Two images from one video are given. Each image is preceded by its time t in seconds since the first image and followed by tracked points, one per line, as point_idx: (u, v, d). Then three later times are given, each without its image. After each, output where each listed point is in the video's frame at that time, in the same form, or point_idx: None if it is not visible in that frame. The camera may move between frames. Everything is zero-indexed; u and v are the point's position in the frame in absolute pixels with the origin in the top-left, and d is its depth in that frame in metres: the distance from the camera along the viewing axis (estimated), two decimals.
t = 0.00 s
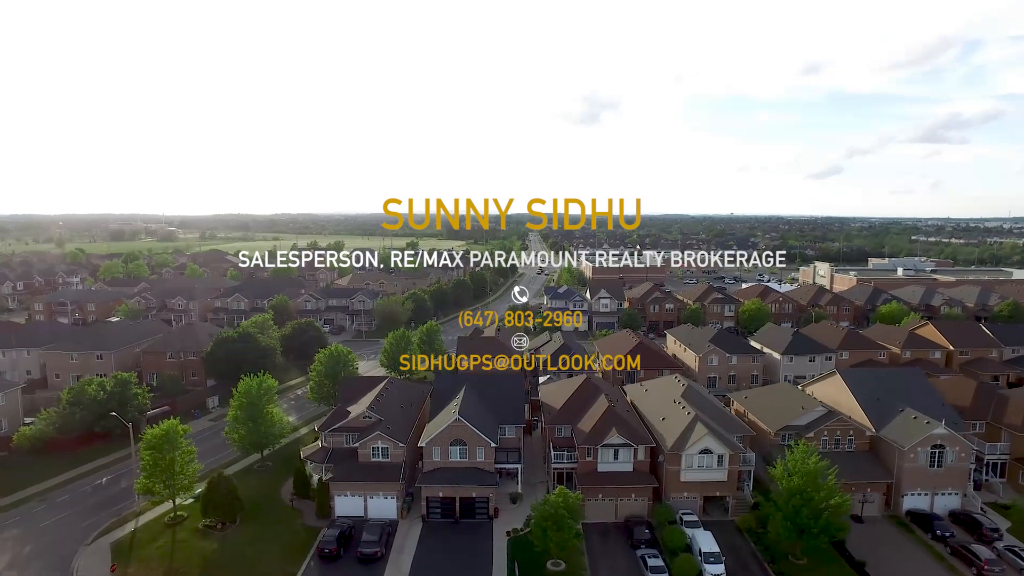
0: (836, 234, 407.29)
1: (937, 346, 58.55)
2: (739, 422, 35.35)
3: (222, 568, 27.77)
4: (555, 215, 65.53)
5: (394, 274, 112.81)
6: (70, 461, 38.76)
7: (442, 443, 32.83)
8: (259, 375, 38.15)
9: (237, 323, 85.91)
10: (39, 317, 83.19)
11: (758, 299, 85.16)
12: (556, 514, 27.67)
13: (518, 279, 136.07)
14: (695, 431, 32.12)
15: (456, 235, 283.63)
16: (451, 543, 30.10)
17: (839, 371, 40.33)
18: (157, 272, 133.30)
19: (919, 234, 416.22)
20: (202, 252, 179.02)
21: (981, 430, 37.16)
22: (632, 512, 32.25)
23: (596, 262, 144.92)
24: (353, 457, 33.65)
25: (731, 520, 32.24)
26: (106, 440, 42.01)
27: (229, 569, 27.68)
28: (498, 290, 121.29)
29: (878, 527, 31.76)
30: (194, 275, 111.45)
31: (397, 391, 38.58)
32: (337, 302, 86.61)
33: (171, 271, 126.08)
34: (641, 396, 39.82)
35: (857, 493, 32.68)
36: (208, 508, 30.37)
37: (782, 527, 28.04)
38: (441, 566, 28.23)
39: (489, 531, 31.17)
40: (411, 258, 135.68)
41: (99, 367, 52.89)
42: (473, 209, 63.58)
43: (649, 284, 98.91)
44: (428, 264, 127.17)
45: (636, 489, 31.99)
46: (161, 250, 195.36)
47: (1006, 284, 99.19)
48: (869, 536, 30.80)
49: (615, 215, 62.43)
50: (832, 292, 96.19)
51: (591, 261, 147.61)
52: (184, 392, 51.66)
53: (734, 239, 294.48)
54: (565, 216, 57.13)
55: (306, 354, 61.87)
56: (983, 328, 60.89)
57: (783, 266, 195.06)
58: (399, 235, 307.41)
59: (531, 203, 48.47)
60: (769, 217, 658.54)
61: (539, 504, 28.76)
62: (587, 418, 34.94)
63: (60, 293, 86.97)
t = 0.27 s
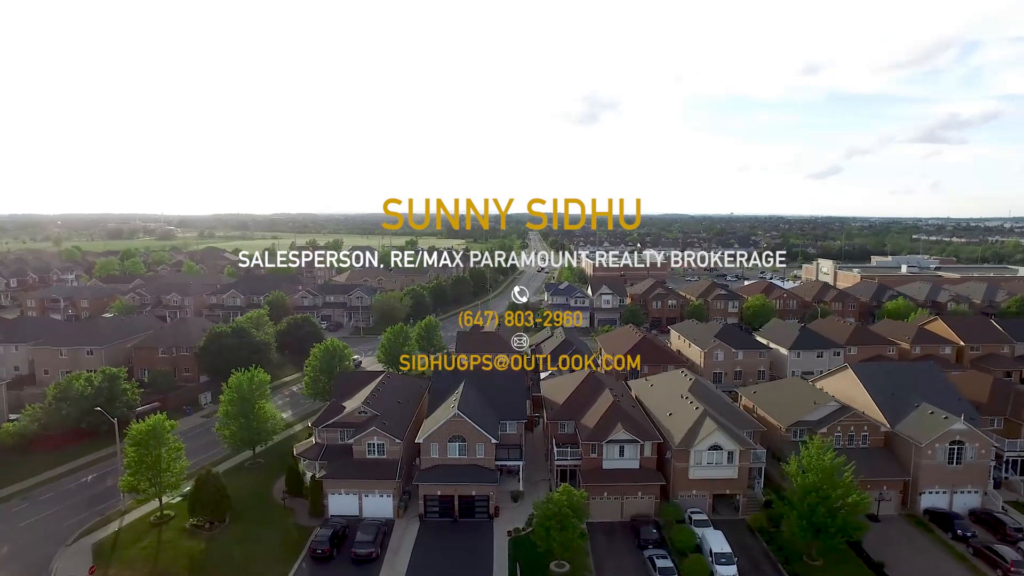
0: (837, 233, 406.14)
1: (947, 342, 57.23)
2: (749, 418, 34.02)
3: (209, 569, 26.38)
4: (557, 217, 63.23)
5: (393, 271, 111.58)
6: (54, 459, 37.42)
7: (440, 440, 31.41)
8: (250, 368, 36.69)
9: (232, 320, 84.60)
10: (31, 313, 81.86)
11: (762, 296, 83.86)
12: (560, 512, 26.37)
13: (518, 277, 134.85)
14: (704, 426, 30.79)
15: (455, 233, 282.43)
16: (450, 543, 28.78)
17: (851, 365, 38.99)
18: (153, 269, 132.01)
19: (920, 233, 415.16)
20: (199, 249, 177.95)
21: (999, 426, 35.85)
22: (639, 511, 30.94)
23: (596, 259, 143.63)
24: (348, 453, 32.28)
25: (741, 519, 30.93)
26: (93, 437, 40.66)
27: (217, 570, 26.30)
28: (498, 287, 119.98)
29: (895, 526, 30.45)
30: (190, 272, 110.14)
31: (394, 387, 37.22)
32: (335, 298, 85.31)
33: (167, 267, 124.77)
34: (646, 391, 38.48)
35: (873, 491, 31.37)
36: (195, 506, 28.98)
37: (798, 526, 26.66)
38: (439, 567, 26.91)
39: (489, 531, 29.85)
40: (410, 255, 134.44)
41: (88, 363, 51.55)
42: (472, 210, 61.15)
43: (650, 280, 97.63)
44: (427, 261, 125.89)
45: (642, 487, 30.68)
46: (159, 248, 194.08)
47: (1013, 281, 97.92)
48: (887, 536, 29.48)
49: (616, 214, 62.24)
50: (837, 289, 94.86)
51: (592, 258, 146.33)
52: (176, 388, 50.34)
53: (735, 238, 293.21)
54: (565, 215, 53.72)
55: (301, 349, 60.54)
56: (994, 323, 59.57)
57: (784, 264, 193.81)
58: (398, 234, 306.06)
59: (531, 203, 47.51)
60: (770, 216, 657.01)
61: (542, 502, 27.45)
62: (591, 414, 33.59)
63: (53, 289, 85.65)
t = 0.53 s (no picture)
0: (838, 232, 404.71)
1: (958, 337, 55.89)
2: (760, 412, 32.71)
3: (195, 570, 24.99)
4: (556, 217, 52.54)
5: (391, 268, 110.23)
6: (38, 456, 36.04)
7: (437, 435, 30.05)
8: (241, 361, 35.29)
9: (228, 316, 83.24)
10: (24, 309, 80.50)
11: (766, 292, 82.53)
12: (565, 510, 24.98)
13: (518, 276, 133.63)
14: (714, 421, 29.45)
15: (455, 232, 281.07)
16: (448, 543, 27.44)
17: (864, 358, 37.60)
18: (149, 266, 130.55)
19: (921, 232, 413.80)
20: (197, 247, 176.55)
21: (1019, 421, 34.53)
22: (646, 510, 29.60)
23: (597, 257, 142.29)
24: (342, 450, 30.92)
25: (753, 517, 29.60)
26: (79, 434, 39.26)
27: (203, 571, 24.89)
28: (498, 285, 118.63)
29: (914, 525, 29.12)
30: (186, 269, 108.83)
31: (390, 381, 35.89)
32: (332, 294, 83.98)
33: (163, 265, 123.41)
34: (652, 386, 37.15)
35: (890, 489, 30.04)
36: (180, 505, 27.56)
37: (815, 525, 25.27)
38: (436, 568, 25.58)
39: (490, 530, 28.51)
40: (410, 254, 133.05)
41: (77, 358, 50.17)
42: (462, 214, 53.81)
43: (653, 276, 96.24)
44: (426, 259, 124.52)
45: (650, 485, 29.34)
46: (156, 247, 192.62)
47: (1020, 278, 96.60)
48: (906, 535, 28.17)
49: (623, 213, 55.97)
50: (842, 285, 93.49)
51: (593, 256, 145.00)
52: (167, 384, 48.95)
53: (736, 237, 291.81)
54: (566, 216, 45.90)
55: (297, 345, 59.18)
56: (1005, 318, 58.24)
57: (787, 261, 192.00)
58: (398, 233, 304.62)
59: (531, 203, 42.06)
60: (771, 215, 655.41)
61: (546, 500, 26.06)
62: (595, 408, 32.25)
63: (46, 286, 84.31)
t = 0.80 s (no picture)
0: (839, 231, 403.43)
1: (970, 331, 54.60)
2: (771, 407, 31.40)
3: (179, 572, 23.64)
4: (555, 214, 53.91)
5: (390, 265, 108.97)
6: (20, 453, 34.71)
7: (435, 430, 28.70)
8: (231, 353, 33.95)
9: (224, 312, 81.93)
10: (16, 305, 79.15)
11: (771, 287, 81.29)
12: (570, 508, 23.63)
13: (518, 273, 132.45)
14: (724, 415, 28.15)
15: (455, 231, 279.84)
16: (447, 543, 26.11)
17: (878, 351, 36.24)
18: (146, 263, 129.18)
19: (922, 231, 412.51)
20: (194, 244, 175.18)
21: None
22: (654, 508, 28.28)
23: (598, 254, 141.04)
24: (336, 445, 29.59)
25: (765, 516, 28.28)
26: (64, 430, 37.90)
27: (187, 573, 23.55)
28: (498, 282, 117.40)
29: (934, 524, 27.76)
30: (182, 265, 107.58)
31: (387, 375, 34.58)
32: (330, 290, 82.70)
33: (160, 261, 122.04)
34: (658, 380, 35.84)
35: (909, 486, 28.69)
36: (164, 503, 26.17)
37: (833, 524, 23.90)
38: (433, 569, 24.25)
39: (490, 529, 27.20)
40: (409, 251, 131.79)
41: (66, 353, 48.85)
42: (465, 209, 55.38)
43: (656, 272, 95.03)
44: (425, 256, 123.26)
45: (657, 481, 28.02)
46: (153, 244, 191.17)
47: None
48: (926, 535, 26.84)
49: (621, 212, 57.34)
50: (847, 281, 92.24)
51: (594, 253, 143.77)
52: (158, 380, 47.60)
53: (737, 236, 290.59)
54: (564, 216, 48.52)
55: (292, 340, 57.89)
56: (1018, 313, 56.93)
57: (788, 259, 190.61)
58: (397, 231, 303.35)
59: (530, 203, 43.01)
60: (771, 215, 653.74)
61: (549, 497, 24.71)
62: (600, 402, 30.94)
63: (39, 281, 82.96)
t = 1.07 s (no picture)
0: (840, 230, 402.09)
1: (981, 326, 53.30)
2: (784, 400, 30.09)
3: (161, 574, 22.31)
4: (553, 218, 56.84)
5: (389, 261, 107.69)
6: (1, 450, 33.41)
7: (433, 424, 27.39)
8: (220, 345, 32.65)
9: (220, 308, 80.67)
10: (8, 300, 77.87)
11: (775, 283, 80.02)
12: (577, 506, 22.29)
13: (519, 271, 131.22)
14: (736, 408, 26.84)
15: (454, 229, 278.55)
16: (445, 542, 24.84)
17: (893, 343, 34.88)
18: (142, 260, 127.79)
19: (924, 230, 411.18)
20: (192, 240, 173.92)
21: None
22: (662, 505, 27.04)
23: (600, 251, 139.79)
24: (329, 440, 28.28)
25: (779, 515, 26.97)
26: (48, 425, 36.60)
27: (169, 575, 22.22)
28: (498, 278, 116.16)
29: (956, 523, 26.44)
30: (179, 262, 106.32)
31: (383, 368, 33.28)
32: (327, 286, 81.45)
33: (156, 258, 120.72)
34: (665, 373, 34.55)
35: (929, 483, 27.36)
36: (148, 500, 24.82)
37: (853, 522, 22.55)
38: (429, 571, 22.92)
39: (490, 528, 25.90)
40: (408, 248, 130.53)
41: (54, 348, 47.58)
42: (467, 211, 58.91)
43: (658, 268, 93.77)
44: (425, 253, 121.99)
45: (666, 478, 26.76)
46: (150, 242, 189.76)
47: None
48: (948, 534, 25.52)
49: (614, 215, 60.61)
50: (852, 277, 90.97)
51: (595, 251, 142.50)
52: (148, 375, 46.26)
53: (738, 234, 289.26)
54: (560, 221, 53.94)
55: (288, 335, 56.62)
56: None
57: (789, 257, 189.19)
58: (397, 230, 302.02)
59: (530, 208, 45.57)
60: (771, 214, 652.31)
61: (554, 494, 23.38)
62: (605, 395, 29.64)
63: (31, 277, 81.64)
